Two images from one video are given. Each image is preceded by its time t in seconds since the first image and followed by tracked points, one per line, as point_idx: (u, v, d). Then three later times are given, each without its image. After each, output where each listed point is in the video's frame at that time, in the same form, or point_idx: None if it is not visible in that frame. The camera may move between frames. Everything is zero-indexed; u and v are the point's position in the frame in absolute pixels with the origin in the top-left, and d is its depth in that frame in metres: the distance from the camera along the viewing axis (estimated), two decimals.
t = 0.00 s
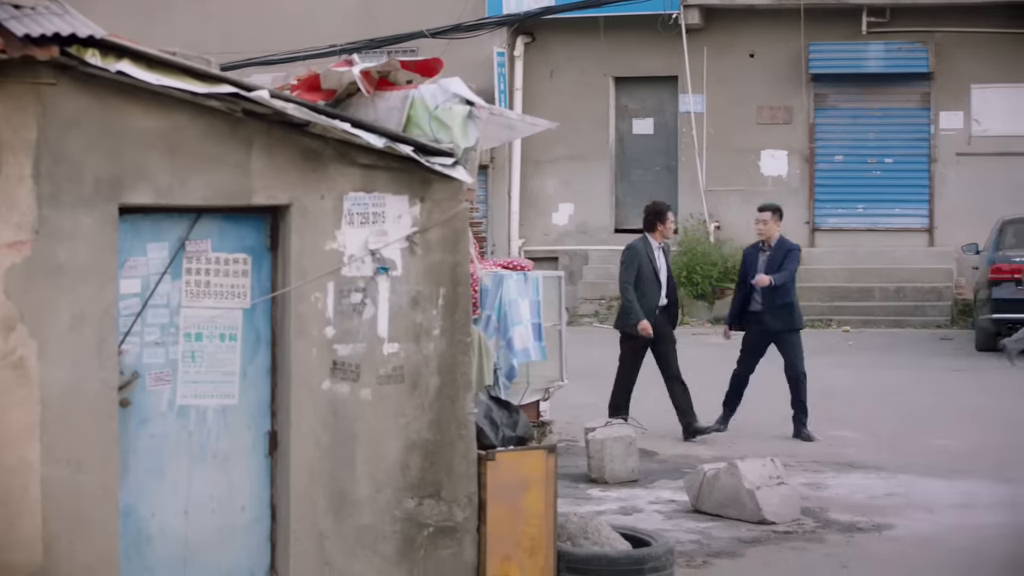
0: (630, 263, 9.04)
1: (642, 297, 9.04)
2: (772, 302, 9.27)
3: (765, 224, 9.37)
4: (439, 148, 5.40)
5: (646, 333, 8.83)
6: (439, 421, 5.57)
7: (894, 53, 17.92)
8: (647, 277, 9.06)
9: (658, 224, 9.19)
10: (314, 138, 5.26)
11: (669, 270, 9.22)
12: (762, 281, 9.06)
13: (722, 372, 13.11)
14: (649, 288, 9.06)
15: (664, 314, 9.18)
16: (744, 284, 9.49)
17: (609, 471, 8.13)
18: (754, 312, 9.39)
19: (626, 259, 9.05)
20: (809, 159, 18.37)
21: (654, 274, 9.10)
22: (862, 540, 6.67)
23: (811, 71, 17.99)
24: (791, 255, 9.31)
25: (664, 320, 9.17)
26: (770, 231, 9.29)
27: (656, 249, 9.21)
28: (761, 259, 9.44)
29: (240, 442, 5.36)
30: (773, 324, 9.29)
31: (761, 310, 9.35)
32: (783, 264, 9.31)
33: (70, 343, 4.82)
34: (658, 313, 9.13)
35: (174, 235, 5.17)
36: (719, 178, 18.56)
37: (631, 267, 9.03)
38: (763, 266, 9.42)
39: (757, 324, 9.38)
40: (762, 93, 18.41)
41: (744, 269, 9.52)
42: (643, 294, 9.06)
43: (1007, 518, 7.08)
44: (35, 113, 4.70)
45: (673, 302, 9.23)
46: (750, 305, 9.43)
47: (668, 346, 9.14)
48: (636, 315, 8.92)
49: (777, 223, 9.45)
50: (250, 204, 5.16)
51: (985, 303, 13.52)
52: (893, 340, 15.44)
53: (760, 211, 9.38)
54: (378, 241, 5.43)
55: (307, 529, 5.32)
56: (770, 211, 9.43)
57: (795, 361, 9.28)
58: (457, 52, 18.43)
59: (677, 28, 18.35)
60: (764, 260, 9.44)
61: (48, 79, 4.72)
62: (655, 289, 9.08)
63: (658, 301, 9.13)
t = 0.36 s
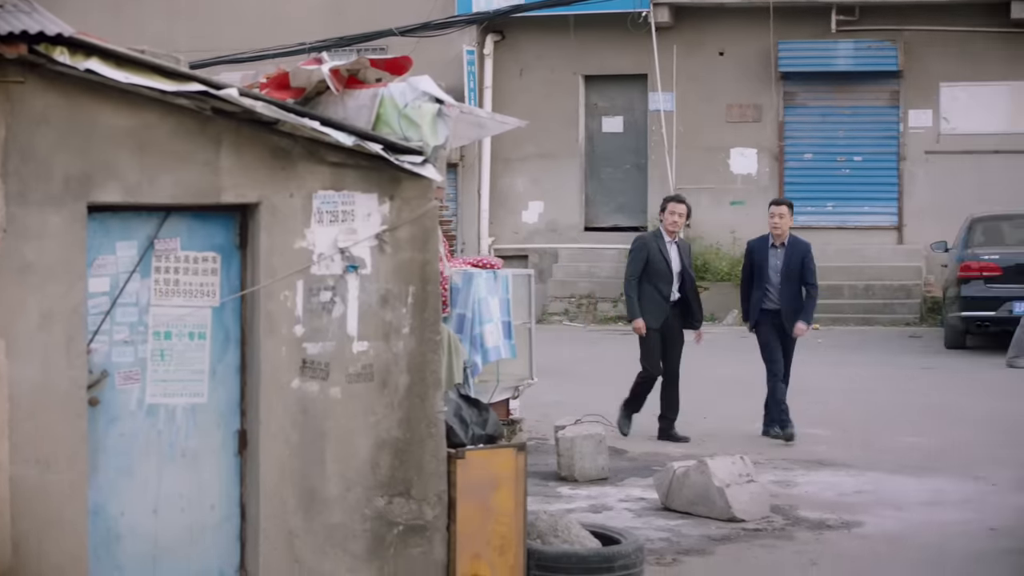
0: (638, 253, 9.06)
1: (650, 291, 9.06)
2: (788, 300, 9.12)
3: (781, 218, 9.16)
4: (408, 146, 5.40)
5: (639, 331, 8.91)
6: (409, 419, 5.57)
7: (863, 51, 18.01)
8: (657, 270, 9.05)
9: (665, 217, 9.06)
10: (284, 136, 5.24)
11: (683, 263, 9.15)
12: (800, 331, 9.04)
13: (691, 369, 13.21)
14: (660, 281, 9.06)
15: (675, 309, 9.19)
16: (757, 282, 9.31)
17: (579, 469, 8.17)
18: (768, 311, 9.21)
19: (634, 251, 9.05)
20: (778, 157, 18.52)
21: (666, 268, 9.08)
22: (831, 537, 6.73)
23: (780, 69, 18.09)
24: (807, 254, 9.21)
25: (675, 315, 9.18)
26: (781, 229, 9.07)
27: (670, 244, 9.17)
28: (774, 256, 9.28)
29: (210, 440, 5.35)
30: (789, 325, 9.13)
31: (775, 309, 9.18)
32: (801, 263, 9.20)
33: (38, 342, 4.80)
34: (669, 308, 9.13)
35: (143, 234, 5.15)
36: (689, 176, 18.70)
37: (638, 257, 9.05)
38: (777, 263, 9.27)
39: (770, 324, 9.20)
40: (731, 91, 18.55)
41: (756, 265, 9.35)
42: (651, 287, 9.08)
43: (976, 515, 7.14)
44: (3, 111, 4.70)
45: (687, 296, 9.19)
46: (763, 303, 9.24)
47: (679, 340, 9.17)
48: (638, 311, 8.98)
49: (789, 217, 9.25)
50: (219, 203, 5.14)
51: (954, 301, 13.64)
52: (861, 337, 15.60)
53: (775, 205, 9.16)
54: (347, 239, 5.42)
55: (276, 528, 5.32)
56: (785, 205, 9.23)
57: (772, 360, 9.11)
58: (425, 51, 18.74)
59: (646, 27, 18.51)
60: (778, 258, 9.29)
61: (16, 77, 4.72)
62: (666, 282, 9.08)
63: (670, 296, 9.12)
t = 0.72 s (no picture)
0: (630, 263, 8.86)
1: (642, 299, 8.85)
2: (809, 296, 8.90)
3: (772, 218, 8.76)
4: (376, 145, 5.40)
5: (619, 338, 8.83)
6: (377, 419, 5.59)
7: (831, 50, 18.15)
8: (650, 277, 8.83)
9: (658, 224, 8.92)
10: (251, 135, 5.24)
11: (677, 270, 8.94)
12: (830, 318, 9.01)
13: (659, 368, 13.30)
14: (651, 289, 8.83)
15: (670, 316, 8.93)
16: (770, 284, 8.93)
17: (547, 468, 8.19)
18: (790, 310, 8.92)
19: (627, 260, 8.86)
20: (746, 156, 18.67)
21: (659, 275, 8.85)
22: (799, 536, 6.79)
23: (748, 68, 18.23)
24: (806, 250, 9.03)
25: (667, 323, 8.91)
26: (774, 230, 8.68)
27: (663, 250, 8.97)
28: (782, 255, 8.95)
29: (177, 440, 5.33)
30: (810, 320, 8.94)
31: (795, 307, 8.92)
32: (807, 259, 8.99)
33: (4, 343, 4.75)
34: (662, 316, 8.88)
35: (110, 233, 5.11)
36: (657, 175, 18.87)
37: (630, 265, 8.87)
38: (785, 262, 8.96)
39: (794, 323, 8.93)
40: (700, 90, 18.69)
41: (762, 268, 8.95)
42: (642, 295, 8.86)
43: (943, 513, 7.21)
44: None
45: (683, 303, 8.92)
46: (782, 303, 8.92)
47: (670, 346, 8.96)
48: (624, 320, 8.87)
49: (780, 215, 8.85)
50: (186, 202, 5.12)
51: (922, 298, 13.76)
52: (829, 335, 15.74)
53: (763, 206, 8.73)
54: (315, 238, 5.42)
55: (245, 528, 5.30)
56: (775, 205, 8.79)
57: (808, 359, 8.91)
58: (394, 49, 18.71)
59: (615, 25, 18.67)
60: (782, 256, 8.97)
61: None
62: (660, 289, 8.84)
63: (664, 304, 8.88)
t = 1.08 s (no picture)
0: (615, 259, 8.60)
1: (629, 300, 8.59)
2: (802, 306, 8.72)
3: (776, 220, 8.66)
4: (335, 145, 5.40)
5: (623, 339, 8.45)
6: (336, 418, 5.58)
7: (790, 50, 18.34)
8: (635, 276, 8.60)
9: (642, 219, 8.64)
10: (210, 135, 5.22)
11: (661, 264, 8.71)
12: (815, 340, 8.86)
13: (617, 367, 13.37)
14: (637, 287, 8.60)
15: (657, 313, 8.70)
16: (764, 289, 8.74)
17: (507, 467, 8.22)
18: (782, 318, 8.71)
19: (613, 258, 8.59)
20: (705, 155, 18.85)
21: (644, 273, 8.62)
22: (759, 534, 6.86)
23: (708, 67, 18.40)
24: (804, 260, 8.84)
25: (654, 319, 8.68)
26: (778, 232, 8.54)
27: (646, 245, 8.72)
28: (778, 262, 8.76)
29: (136, 439, 5.30)
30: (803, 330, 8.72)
31: (787, 316, 8.72)
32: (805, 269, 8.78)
33: None
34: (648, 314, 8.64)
35: (69, 232, 5.09)
36: (616, 174, 19.06)
37: (615, 263, 8.61)
38: (780, 269, 8.77)
39: (785, 331, 8.71)
40: (659, 89, 18.89)
41: (758, 273, 8.76)
42: (630, 295, 8.61)
43: (901, 511, 7.30)
44: None
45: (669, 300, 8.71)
46: (774, 310, 8.72)
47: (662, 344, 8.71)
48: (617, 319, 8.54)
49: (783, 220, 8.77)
50: (145, 201, 5.11)
51: (881, 297, 13.92)
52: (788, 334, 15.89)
53: (768, 206, 8.66)
54: (274, 238, 5.42)
55: (204, 527, 5.30)
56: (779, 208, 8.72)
57: (796, 366, 8.67)
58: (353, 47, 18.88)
59: (574, 25, 18.88)
60: (779, 263, 8.78)
61: None
62: (645, 287, 8.60)
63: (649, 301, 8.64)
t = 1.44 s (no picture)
0: (607, 263, 8.45)
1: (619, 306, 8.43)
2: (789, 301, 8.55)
3: (762, 215, 8.55)
4: (295, 144, 5.35)
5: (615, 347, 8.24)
6: (297, 417, 5.49)
7: (750, 50, 18.51)
8: (627, 280, 8.43)
9: (637, 223, 8.46)
10: (169, 135, 5.20)
11: (653, 269, 8.53)
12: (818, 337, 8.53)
13: (577, 366, 13.47)
14: (628, 294, 8.42)
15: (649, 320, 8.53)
16: (752, 282, 8.65)
17: (468, 467, 8.25)
18: (769, 314, 8.59)
19: (604, 261, 8.45)
20: (665, 155, 19.04)
21: (636, 277, 8.44)
22: (719, 533, 6.92)
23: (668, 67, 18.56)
24: (802, 252, 8.65)
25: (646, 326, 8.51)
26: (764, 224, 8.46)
27: (639, 250, 8.55)
28: (769, 254, 8.65)
29: (96, 440, 5.30)
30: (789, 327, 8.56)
31: (775, 312, 8.58)
32: (797, 262, 8.59)
33: None
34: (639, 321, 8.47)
35: (27, 233, 5.10)
36: (577, 174, 19.23)
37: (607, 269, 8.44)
38: (771, 262, 8.65)
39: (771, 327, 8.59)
40: (620, 90, 19.06)
41: (748, 265, 8.68)
42: (621, 300, 8.45)
43: (860, 510, 7.37)
44: None
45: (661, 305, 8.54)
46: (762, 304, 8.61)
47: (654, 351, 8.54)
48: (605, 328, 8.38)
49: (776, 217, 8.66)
50: (104, 202, 5.10)
51: (841, 297, 14.06)
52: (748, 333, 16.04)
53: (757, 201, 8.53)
54: (234, 238, 5.36)
55: (163, 527, 5.30)
56: (768, 203, 8.60)
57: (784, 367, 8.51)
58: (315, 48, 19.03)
59: (535, 25, 19.05)
60: (770, 256, 8.66)
61: None
62: (636, 293, 8.44)
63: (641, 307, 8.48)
